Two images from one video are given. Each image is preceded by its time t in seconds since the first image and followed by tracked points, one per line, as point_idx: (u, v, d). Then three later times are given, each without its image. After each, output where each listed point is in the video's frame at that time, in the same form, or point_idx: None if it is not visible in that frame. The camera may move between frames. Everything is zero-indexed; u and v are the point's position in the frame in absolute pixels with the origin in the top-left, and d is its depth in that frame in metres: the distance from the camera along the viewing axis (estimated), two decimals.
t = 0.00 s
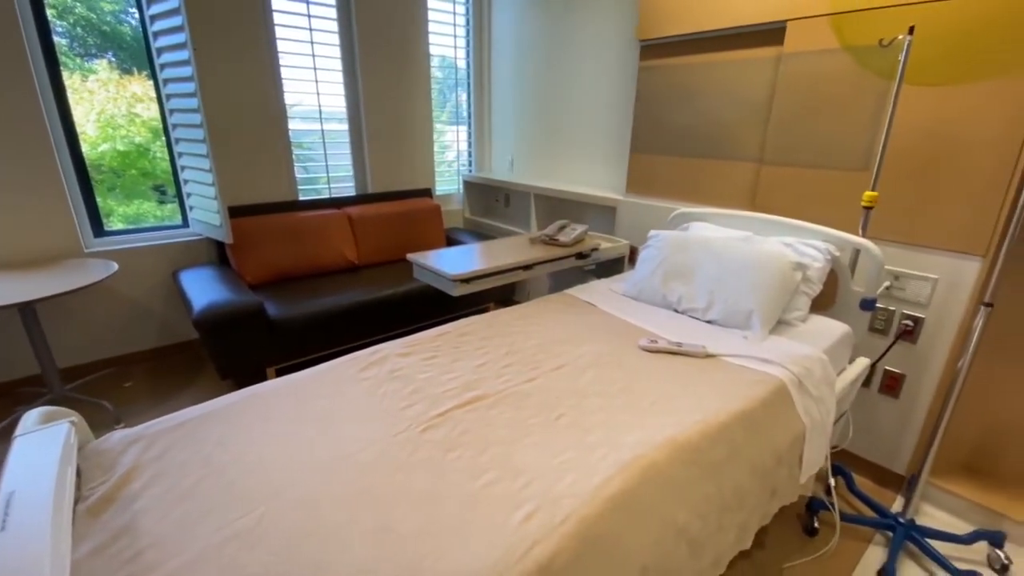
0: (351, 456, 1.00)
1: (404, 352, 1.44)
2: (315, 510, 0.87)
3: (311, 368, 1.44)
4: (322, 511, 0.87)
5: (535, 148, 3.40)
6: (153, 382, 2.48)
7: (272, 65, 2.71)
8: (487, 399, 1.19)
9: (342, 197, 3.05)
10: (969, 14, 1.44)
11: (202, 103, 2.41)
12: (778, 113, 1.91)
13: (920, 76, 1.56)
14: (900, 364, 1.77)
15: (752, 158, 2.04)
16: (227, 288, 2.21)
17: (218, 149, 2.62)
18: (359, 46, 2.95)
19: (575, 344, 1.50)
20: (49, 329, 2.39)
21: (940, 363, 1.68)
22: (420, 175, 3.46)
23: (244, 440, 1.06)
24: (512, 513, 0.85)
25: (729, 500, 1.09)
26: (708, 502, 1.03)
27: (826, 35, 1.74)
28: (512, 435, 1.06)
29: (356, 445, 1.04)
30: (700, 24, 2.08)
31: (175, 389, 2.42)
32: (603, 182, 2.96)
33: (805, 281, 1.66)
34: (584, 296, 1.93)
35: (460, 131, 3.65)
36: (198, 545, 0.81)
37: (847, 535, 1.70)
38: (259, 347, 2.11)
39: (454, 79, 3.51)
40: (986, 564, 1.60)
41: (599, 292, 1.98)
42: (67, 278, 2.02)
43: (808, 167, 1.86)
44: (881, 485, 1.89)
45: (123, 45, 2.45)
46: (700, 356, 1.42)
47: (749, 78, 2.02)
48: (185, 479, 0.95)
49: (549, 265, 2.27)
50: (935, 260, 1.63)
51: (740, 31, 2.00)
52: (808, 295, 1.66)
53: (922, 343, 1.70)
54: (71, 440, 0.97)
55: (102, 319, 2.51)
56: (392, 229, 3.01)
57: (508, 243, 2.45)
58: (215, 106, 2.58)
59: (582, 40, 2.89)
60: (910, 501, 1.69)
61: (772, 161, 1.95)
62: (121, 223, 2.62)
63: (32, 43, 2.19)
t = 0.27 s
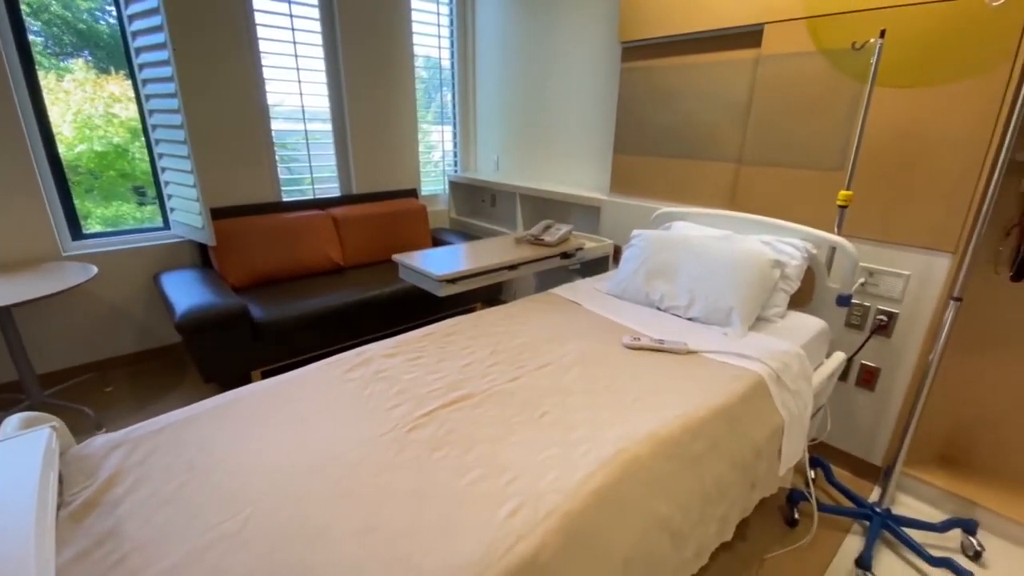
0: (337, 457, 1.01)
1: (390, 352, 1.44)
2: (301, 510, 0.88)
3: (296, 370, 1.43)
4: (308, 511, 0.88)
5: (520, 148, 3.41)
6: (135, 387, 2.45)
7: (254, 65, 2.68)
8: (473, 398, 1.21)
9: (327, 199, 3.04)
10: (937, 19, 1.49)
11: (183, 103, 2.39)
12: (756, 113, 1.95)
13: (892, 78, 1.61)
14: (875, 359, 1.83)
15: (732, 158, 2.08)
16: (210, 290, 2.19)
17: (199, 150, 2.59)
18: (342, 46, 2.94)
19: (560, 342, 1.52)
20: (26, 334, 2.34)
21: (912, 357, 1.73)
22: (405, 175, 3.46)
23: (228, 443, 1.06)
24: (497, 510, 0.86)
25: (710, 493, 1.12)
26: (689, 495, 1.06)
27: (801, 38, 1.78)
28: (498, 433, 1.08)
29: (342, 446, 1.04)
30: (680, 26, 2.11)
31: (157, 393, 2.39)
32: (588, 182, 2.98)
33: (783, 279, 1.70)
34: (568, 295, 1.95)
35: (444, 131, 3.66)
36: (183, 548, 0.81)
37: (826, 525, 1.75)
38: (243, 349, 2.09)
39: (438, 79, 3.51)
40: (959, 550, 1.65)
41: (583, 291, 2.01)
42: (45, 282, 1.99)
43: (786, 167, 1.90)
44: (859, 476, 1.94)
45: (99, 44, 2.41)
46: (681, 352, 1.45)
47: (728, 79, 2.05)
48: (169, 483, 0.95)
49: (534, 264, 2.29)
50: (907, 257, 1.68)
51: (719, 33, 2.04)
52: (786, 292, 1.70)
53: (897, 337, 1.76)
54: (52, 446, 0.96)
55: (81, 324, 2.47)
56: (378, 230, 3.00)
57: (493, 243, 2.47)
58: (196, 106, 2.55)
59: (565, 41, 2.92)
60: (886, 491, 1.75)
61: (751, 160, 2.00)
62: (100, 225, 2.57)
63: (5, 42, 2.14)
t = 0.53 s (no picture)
0: (322, 458, 1.01)
1: (375, 352, 1.44)
2: (287, 510, 0.88)
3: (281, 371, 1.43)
4: (294, 511, 0.88)
5: (505, 148, 3.42)
6: (115, 392, 2.41)
7: (235, 65, 2.66)
8: (458, 397, 1.22)
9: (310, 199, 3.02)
10: (906, 22, 1.54)
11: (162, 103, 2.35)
12: (735, 113, 1.99)
13: (864, 79, 1.65)
14: (851, 352, 1.88)
15: (713, 158, 2.12)
16: (191, 293, 2.16)
17: (180, 152, 2.56)
18: (325, 45, 2.92)
19: (545, 340, 1.53)
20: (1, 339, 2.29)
21: (887, 350, 1.78)
22: (390, 175, 3.45)
23: (212, 445, 1.05)
24: (483, 505, 0.87)
25: (691, 485, 1.15)
26: (671, 487, 1.08)
27: (777, 40, 1.82)
28: (483, 430, 1.09)
29: (328, 446, 1.05)
30: (660, 28, 2.15)
31: (139, 398, 2.36)
32: (572, 181, 3.01)
33: (762, 276, 1.74)
34: (553, 293, 1.97)
35: (429, 131, 3.65)
36: (167, 550, 0.81)
37: (806, 516, 1.79)
38: (226, 353, 2.07)
39: (422, 79, 3.50)
40: (933, 537, 1.71)
41: (568, 289, 2.03)
42: (20, 286, 1.95)
43: (764, 166, 1.94)
44: (837, 468, 1.99)
45: (74, 43, 2.36)
46: (663, 348, 1.48)
47: (707, 81, 2.09)
48: (151, 487, 0.94)
49: (519, 264, 2.31)
50: (881, 253, 1.73)
51: (698, 35, 2.07)
52: (765, 289, 1.74)
53: (872, 331, 1.80)
54: (32, 451, 0.95)
55: (59, 328, 2.42)
56: (363, 230, 2.99)
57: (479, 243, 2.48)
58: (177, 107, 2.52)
59: (548, 41, 2.93)
60: (863, 481, 1.79)
61: (730, 160, 2.04)
62: (76, 227, 2.52)
63: None
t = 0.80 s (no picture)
0: (309, 457, 1.02)
1: (362, 352, 1.45)
2: (275, 509, 0.88)
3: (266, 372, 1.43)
4: (282, 510, 0.88)
5: (490, 147, 3.44)
6: (96, 397, 2.37)
7: (215, 64, 2.63)
8: (445, 394, 1.23)
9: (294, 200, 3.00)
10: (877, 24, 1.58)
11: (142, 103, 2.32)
12: (715, 113, 2.03)
13: (839, 79, 1.70)
14: (829, 346, 1.93)
15: (694, 157, 2.15)
16: (173, 295, 2.14)
17: (160, 153, 2.53)
18: (307, 44, 2.91)
19: (531, 338, 1.55)
20: None
21: (862, 343, 1.83)
22: (375, 175, 3.44)
23: (198, 447, 1.05)
24: (470, 500, 0.89)
25: (675, 477, 1.17)
26: (654, 479, 1.11)
27: (755, 41, 1.87)
28: (470, 427, 1.10)
29: (314, 445, 1.05)
30: (640, 29, 2.18)
31: (121, 402, 2.33)
32: (556, 180, 3.03)
33: (742, 272, 1.78)
34: (539, 291, 1.99)
35: (413, 130, 3.65)
36: (153, 551, 0.81)
37: (787, 506, 1.84)
38: (210, 355, 2.06)
39: (407, 78, 3.50)
40: (908, 524, 1.77)
41: (554, 288, 2.05)
42: None
43: (744, 165, 1.99)
44: (817, 459, 2.05)
45: (49, 42, 2.32)
46: (647, 344, 1.51)
47: (687, 82, 2.13)
48: (136, 489, 0.94)
49: (505, 263, 2.32)
50: (856, 249, 1.78)
51: (678, 36, 2.11)
52: (746, 285, 1.78)
53: (848, 325, 1.86)
54: (13, 455, 0.94)
55: (36, 333, 2.38)
56: (348, 231, 2.98)
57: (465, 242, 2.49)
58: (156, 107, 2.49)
59: (531, 42, 2.95)
60: (841, 472, 1.84)
61: (710, 159, 2.08)
62: (52, 230, 2.48)
63: None
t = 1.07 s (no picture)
0: (299, 456, 1.02)
1: (350, 352, 1.45)
2: (265, 507, 0.89)
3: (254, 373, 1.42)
4: (273, 508, 0.89)
5: (476, 147, 3.45)
6: (77, 401, 2.33)
7: (198, 64, 2.60)
8: (434, 392, 1.24)
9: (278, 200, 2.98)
10: (852, 27, 1.63)
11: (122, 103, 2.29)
12: (697, 112, 2.07)
13: (815, 80, 1.75)
14: (809, 340, 1.98)
15: (676, 156, 2.19)
16: (156, 297, 2.12)
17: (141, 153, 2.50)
18: (291, 44, 2.89)
19: (518, 336, 1.57)
20: None
21: (841, 337, 1.88)
22: (360, 175, 3.42)
23: (186, 448, 1.05)
24: (460, 495, 0.90)
25: (660, 470, 1.20)
26: (640, 472, 1.14)
27: (734, 43, 1.91)
28: (459, 424, 1.11)
29: (303, 444, 1.06)
30: (623, 30, 2.21)
31: (103, 407, 2.29)
32: (542, 180, 3.05)
33: (725, 269, 1.82)
34: (526, 290, 2.01)
35: (399, 130, 3.64)
36: (143, 552, 0.81)
37: (770, 497, 1.88)
38: (195, 357, 2.04)
39: (392, 77, 3.49)
40: (887, 512, 1.82)
41: (540, 286, 2.07)
42: None
43: (725, 164, 2.03)
44: (798, 450, 2.10)
45: (24, 40, 2.27)
46: (632, 340, 1.53)
47: (669, 82, 2.17)
48: (124, 490, 0.94)
49: (492, 262, 2.34)
50: (834, 246, 1.82)
51: (660, 37, 2.14)
52: (728, 282, 1.82)
53: (827, 320, 1.90)
54: None
55: (14, 337, 2.33)
56: (334, 231, 2.97)
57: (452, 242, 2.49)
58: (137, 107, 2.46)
59: (516, 42, 2.97)
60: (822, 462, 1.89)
61: (692, 158, 2.12)
62: (29, 232, 2.43)
63: None
